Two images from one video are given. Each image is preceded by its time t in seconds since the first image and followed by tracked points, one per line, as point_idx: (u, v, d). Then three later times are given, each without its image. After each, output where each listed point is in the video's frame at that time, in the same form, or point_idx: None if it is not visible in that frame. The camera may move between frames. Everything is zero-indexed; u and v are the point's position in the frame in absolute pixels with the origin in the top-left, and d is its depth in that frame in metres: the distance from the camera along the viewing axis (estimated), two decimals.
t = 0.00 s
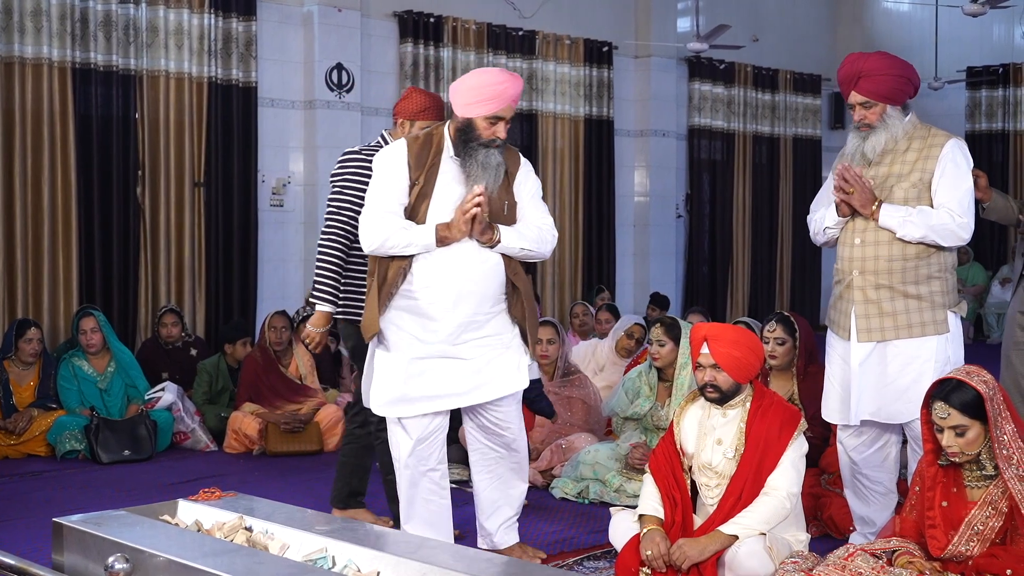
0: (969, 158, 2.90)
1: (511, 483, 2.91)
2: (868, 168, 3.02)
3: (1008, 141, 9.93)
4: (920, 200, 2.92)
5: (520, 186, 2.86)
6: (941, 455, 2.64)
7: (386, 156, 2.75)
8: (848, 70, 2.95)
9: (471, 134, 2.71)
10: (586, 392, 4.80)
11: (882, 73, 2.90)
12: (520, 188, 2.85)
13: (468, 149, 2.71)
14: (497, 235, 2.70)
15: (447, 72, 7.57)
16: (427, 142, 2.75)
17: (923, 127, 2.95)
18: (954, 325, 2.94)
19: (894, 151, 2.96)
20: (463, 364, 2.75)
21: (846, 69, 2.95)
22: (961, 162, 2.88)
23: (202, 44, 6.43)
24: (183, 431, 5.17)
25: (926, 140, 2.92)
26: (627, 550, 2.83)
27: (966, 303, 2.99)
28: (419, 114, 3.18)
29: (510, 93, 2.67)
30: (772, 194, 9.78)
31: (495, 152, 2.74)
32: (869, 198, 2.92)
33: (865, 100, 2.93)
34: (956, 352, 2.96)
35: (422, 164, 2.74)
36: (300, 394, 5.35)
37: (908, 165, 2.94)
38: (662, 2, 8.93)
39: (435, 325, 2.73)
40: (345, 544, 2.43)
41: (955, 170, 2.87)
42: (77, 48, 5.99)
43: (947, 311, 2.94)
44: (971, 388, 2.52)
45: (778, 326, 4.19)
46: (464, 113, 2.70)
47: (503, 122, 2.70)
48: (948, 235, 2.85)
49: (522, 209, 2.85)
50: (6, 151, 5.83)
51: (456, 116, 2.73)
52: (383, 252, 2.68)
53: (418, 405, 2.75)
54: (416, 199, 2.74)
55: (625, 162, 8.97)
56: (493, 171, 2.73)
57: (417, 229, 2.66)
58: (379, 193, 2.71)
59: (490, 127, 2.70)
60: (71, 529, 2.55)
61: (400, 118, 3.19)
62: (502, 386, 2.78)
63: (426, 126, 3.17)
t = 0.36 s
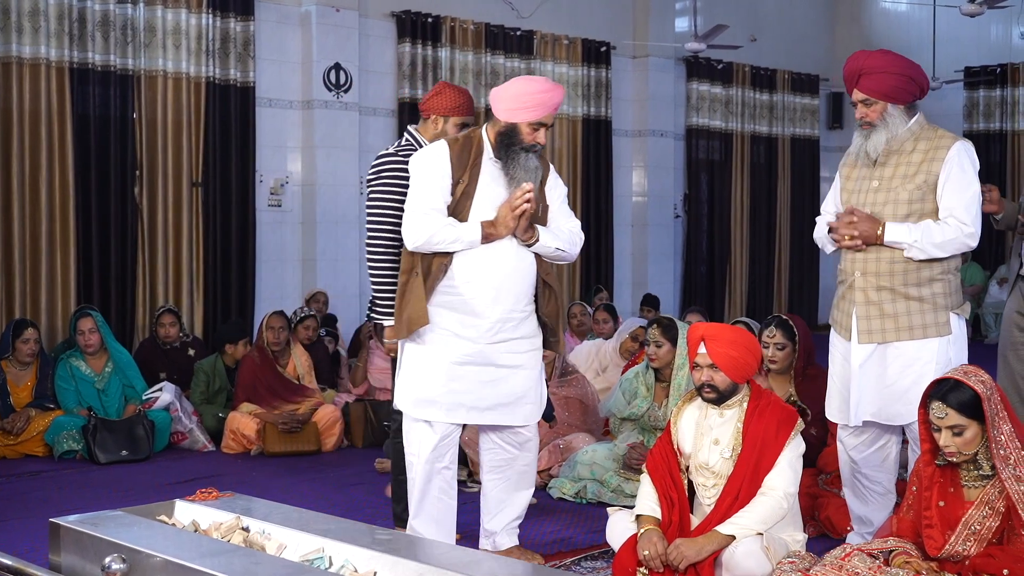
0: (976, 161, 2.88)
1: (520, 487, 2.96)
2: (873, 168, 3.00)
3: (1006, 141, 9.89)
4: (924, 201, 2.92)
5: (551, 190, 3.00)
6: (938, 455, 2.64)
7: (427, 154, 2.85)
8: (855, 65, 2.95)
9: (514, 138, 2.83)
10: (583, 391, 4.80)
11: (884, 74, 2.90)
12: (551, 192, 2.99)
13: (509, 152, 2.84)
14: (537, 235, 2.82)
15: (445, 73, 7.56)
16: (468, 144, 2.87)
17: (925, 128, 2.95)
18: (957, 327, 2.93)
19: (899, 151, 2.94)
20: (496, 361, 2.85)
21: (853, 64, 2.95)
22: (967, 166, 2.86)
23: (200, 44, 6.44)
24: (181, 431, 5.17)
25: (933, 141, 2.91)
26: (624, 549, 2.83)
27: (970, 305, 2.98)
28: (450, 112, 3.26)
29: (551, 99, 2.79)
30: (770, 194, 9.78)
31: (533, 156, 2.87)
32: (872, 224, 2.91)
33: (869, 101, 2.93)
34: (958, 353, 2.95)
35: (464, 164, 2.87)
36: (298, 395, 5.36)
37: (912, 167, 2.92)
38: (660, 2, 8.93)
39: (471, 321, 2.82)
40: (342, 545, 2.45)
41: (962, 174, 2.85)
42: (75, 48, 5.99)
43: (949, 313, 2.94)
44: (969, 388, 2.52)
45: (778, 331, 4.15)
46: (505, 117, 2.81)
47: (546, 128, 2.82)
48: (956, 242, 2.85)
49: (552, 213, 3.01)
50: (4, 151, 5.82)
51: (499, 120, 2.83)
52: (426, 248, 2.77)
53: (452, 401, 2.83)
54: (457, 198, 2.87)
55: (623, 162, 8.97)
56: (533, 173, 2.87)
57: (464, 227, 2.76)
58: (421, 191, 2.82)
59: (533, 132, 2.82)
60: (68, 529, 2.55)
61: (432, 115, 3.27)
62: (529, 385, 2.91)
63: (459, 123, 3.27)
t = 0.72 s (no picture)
0: (985, 165, 2.87)
1: (521, 485, 3.00)
2: (881, 168, 2.99)
3: (1004, 141, 9.84)
4: (930, 203, 2.91)
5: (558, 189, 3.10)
6: (933, 455, 2.65)
7: (447, 156, 2.87)
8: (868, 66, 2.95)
9: (527, 138, 2.89)
10: (581, 392, 4.81)
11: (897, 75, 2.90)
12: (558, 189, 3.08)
13: (523, 151, 2.90)
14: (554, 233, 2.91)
15: (443, 73, 7.55)
16: (483, 144, 2.92)
17: (933, 129, 2.95)
18: (960, 330, 2.93)
19: (908, 152, 2.94)
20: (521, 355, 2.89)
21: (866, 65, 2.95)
22: (977, 170, 2.84)
23: (197, 45, 6.45)
24: (178, 431, 5.19)
25: (942, 144, 2.90)
26: (620, 550, 2.84)
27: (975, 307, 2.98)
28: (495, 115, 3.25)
29: (564, 97, 2.86)
30: (767, 194, 9.78)
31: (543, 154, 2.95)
32: (874, 234, 2.92)
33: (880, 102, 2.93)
34: (961, 355, 2.95)
35: (481, 164, 2.92)
36: (296, 395, 5.37)
37: (921, 168, 2.91)
38: (657, 2, 8.94)
39: (497, 317, 2.86)
40: (336, 546, 2.48)
41: (970, 179, 2.84)
42: (72, 48, 6.00)
43: (954, 315, 2.93)
44: (964, 388, 2.52)
45: (778, 338, 4.17)
46: (519, 116, 2.86)
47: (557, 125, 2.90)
48: (960, 249, 2.84)
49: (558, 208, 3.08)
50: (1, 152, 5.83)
51: (511, 118, 2.88)
52: (454, 247, 2.79)
53: (483, 399, 2.84)
54: (476, 197, 2.91)
55: (621, 162, 8.96)
56: (546, 171, 2.95)
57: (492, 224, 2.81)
58: (443, 192, 2.83)
59: (546, 131, 2.88)
60: (63, 529, 2.56)
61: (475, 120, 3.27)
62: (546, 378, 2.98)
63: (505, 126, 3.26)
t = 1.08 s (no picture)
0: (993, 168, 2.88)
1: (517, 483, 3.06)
2: (889, 168, 2.98)
3: (1001, 141, 9.86)
4: (939, 204, 2.91)
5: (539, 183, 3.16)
6: (929, 455, 2.64)
7: (458, 162, 2.84)
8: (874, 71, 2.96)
9: (521, 132, 2.94)
10: (577, 391, 4.80)
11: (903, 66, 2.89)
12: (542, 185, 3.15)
13: (518, 145, 2.95)
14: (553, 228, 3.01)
15: (440, 72, 7.55)
16: (482, 142, 2.93)
17: (940, 129, 2.94)
18: (962, 330, 2.96)
19: (916, 152, 2.94)
20: (537, 355, 2.99)
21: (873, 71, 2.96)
22: (986, 174, 2.86)
23: (195, 44, 6.45)
24: (175, 431, 5.19)
25: (951, 144, 2.90)
26: (615, 549, 2.83)
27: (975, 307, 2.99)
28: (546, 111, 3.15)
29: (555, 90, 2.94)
30: (765, 194, 9.78)
31: (532, 146, 3.01)
32: (884, 235, 2.90)
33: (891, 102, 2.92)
34: (962, 356, 2.98)
35: (487, 165, 2.92)
36: (293, 394, 5.37)
37: (930, 169, 2.91)
38: (655, 2, 8.94)
39: (518, 321, 2.92)
40: (331, 546, 2.50)
41: (979, 182, 2.85)
42: (69, 48, 6.00)
43: (955, 316, 2.95)
44: (959, 387, 2.52)
45: (774, 341, 4.21)
46: (512, 112, 2.91)
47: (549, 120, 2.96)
48: (969, 251, 2.84)
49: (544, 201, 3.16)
50: None
51: (507, 116, 2.93)
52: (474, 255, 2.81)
53: (507, 401, 2.93)
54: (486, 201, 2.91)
55: (618, 162, 8.94)
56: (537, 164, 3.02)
57: (510, 229, 2.85)
58: (460, 198, 2.81)
59: (539, 124, 2.94)
60: (57, 529, 2.57)
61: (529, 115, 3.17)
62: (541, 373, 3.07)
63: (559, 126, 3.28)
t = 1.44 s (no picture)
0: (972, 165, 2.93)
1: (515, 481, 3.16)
2: (874, 169, 2.98)
3: (992, 142, 9.92)
4: (927, 205, 2.92)
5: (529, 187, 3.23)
6: (920, 454, 2.64)
7: (464, 164, 2.87)
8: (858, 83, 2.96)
9: (520, 131, 3.00)
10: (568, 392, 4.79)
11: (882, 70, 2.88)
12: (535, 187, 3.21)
13: (517, 144, 3.01)
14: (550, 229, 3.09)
15: (432, 73, 7.55)
16: (484, 142, 2.97)
17: (929, 131, 2.96)
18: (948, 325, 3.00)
19: (900, 154, 2.94)
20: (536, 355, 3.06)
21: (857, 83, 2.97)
22: (969, 172, 2.89)
23: (187, 45, 6.45)
24: (166, 432, 5.18)
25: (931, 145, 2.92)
26: (607, 550, 2.83)
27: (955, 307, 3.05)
28: (588, 119, 3.34)
29: (552, 89, 2.98)
30: (758, 194, 9.79)
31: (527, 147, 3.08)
32: (887, 239, 2.85)
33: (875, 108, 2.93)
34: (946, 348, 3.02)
35: (492, 165, 2.96)
36: (284, 395, 5.37)
37: (917, 169, 2.92)
38: (647, 2, 8.96)
39: (522, 320, 2.99)
40: (320, 546, 2.50)
41: (965, 180, 2.88)
42: (61, 48, 5.99)
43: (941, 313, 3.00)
44: (950, 387, 2.52)
45: (765, 341, 4.19)
46: (512, 111, 2.96)
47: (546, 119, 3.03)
48: (963, 249, 2.87)
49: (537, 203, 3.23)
50: None
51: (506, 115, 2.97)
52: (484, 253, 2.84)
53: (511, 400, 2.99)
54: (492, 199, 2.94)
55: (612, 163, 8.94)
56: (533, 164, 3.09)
57: (516, 227, 2.89)
58: (468, 198, 2.83)
59: (537, 123, 3.02)
60: (47, 529, 2.56)
61: (574, 119, 3.37)
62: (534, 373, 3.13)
63: (596, 130, 3.35)
